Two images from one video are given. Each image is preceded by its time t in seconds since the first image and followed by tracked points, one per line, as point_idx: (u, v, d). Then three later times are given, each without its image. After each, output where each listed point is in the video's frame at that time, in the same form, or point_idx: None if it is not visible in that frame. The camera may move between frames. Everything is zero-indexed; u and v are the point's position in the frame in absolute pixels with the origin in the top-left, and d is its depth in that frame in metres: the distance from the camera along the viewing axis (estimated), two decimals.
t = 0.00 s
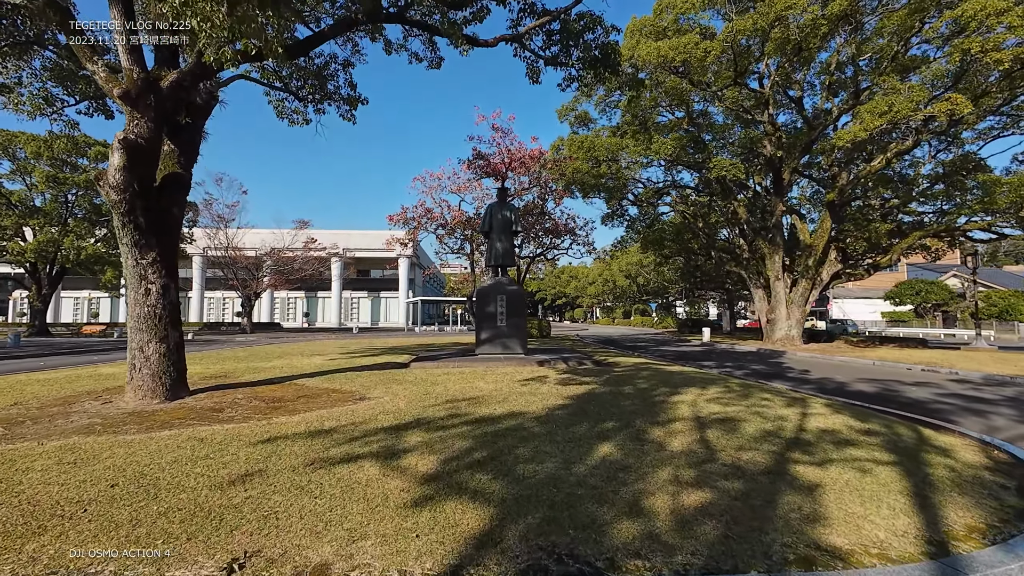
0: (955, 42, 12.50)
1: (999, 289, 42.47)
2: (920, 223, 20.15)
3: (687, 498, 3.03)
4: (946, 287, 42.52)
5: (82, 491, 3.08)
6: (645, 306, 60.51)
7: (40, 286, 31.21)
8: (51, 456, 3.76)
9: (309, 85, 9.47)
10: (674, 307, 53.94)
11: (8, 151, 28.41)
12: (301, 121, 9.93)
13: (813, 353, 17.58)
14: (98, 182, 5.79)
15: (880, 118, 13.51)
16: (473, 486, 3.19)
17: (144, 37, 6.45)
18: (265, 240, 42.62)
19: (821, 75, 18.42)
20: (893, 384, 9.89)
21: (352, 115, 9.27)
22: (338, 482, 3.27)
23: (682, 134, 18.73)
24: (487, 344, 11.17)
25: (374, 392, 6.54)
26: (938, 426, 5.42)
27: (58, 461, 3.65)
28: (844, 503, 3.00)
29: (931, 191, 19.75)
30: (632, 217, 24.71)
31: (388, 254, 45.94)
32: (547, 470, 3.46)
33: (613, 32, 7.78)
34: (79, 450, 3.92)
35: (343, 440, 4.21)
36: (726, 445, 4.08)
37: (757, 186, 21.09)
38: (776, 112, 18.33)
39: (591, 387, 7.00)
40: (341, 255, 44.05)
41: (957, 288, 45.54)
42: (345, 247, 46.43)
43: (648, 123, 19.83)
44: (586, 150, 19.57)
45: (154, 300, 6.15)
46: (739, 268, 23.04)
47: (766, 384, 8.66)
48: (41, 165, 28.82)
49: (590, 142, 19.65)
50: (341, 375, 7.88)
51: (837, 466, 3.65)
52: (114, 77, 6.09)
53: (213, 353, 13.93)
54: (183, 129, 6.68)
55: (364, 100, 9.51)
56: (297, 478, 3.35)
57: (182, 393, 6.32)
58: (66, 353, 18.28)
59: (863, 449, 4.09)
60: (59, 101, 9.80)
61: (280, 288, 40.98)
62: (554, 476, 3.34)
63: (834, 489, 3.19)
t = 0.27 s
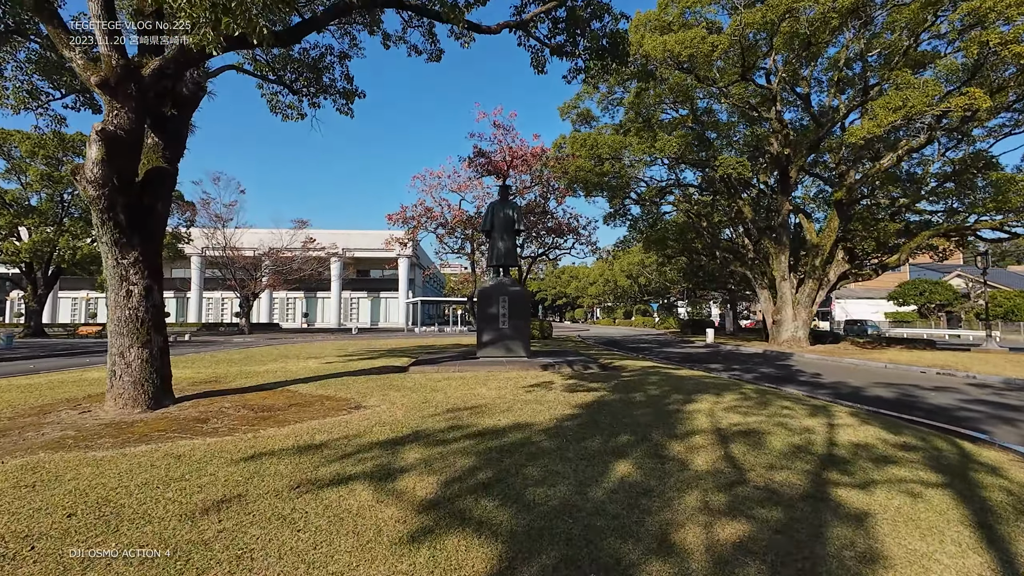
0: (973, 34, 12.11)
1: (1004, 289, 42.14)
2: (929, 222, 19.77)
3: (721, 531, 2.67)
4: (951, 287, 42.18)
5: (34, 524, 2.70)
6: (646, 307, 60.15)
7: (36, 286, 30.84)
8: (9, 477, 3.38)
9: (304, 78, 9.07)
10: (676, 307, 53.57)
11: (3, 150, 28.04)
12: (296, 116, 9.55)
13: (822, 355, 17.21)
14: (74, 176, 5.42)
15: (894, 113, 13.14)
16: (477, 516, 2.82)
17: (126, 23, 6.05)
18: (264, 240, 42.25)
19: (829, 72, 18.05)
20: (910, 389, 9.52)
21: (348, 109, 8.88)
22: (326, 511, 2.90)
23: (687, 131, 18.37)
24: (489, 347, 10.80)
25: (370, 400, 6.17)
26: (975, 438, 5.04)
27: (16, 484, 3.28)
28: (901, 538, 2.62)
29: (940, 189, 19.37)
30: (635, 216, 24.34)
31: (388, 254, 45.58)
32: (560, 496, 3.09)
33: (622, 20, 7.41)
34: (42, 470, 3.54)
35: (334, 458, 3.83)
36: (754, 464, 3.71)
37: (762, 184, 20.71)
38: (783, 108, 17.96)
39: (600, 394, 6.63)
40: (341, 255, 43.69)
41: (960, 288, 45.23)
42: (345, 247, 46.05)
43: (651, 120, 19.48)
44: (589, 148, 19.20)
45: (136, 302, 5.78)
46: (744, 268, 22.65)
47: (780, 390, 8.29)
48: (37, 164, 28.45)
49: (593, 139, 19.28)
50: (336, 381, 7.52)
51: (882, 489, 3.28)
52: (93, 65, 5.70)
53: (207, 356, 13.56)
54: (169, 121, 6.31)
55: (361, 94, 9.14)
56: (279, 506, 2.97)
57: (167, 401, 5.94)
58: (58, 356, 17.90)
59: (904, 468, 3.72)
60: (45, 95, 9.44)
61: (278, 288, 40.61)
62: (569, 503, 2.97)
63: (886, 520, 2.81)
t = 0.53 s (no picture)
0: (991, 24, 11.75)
1: (1009, 289, 41.80)
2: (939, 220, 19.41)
3: (774, 557, 2.32)
4: (956, 286, 41.82)
5: None
6: (647, 306, 59.79)
7: (32, 285, 30.50)
8: None
9: (300, 66, 8.69)
10: (678, 307, 53.20)
11: None
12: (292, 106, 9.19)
13: (831, 355, 16.87)
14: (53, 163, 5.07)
15: (910, 105, 12.76)
16: (492, 539, 2.46)
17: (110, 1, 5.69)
18: (263, 239, 41.91)
19: (838, 66, 17.70)
20: (931, 389, 9.16)
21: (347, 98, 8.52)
22: (319, 532, 2.54)
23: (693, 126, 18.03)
24: (493, 346, 10.45)
25: (370, 402, 5.82)
26: (1019, 444, 4.70)
27: None
28: (982, 565, 2.27)
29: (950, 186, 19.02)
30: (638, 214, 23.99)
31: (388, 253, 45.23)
32: (583, 513, 2.74)
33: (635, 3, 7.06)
34: (4, 482, 3.18)
35: (330, 467, 3.47)
36: (794, 474, 3.36)
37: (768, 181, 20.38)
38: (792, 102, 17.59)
39: (613, 396, 6.27)
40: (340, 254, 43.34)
41: (965, 287, 44.88)
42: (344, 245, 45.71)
43: (655, 116, 19.13)
44: (593, 144, 18.85)
45: (120, 298, 5.44)
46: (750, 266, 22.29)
47: (798, 390, 7.94)
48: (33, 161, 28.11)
49: (597, 135, 18.94)
50: (335, 381, 7.16)
51: (943, 504, 2.93)
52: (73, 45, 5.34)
53: (203, 355, 13.26)
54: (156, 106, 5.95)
55: (361, 83, 8.78)
56: (265, 526, 2.60)
57: (153, 403, 5.59)
58: (52, 355, 17.56)
59: (960, 479, 3.37)
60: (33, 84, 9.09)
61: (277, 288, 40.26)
62: (595, 523, 2.62)
63: (959, 543, 2.46)
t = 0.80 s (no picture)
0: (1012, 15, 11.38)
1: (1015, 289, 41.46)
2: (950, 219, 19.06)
3: None
4: (961, 286, 41.47)
5: None
6: (649, 306, 59.44)
7: (28, 285, 30.11)
8: None
9: (298, 57, 8.33)
10: (680, 307, 52.85)
11: None
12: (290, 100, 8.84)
13: (842, 357, 16.51)
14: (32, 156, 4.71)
15: (927, 100, 12.39)
16: None
17: None
18: (262, 238, 41.57)
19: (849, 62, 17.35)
20: (953, 394, 8.83)
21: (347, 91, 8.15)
22: None
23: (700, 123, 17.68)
24: (498, 349, 10.11)
25: (372, 411, 5.48)
26: None
27: None
28: None
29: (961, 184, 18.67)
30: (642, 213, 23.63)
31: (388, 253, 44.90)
32: (618, 551, 2.39)
33: None
34: None
35: (328, 491, 3.12)
36: (845, 499, 3.02)
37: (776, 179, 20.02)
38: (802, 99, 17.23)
39: (629, 404, 5.93)
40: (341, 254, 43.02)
41: (970, 287, 44.56)
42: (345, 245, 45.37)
43: (661, 113, 18.79)
44: (598, 141, 18.50)
45: (106, 301, 5.09)
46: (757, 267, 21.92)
47: (819, 396, 7.59)
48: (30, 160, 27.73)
49: (603, 132, 18.59)
50: (335, 388, 6.83)
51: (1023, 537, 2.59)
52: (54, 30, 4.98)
53: (199, 357, 12.91)
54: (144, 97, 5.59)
55: (361, 76, 8.42)
56: (253, 568, 2.26)
57: (141, 413, 5.25)
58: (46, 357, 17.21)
59: None
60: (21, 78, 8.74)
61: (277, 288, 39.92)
62: (632, 564, 2.28)
63: None
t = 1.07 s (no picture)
0: None
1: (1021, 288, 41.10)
2: (960, 217, 18.74)
3: None
4: (966, 286, 41.09)
5: None
6: (650, 307, 59.09)
7: (25, 285, 29.77)
8: None
9: (296, 46, 8.01)
10: (682, 308, 52.52)
11: None
12: (288, 92, 8.52)
13: (853, 357, 16.15)
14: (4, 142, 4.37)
15: (943, 94, 12.05)
16: None
17: None
18: (262, 238, 41.26)
19: (858, 57, 17.02)
20: (976, 397, 8.49)
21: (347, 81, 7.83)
22: None
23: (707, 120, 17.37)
24: (502, 350, 9.77)
25: (371, 417, 5.14)
26: None
27: None
28: None
29: (972, 182, 18.34)
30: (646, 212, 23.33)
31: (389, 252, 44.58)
32: None
33: None
34: None
35: (321, 511, 2.78)
36: (903, 520, 2.68)
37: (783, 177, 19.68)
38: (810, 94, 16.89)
39: (644, 408, 5.59)
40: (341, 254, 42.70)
41: (974, 287, 44.22)
42: (345, 245, 45.06)
43: (666, 110, 18.50)
44: (602, 138, 18.19)
45: (86, 298, 4.76)
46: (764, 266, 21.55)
47: (839, 399, 7.26)
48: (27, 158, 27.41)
49: (607, 129, 18.25)
50: (332, 391, 6.49)
51: None
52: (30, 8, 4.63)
53: (195, 359, 12.57)
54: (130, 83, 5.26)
55: (361, 66, 8.10)
56: None
57: (124, 419, 4.91)
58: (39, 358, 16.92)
59: None
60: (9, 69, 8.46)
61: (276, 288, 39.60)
62: None
63: None
